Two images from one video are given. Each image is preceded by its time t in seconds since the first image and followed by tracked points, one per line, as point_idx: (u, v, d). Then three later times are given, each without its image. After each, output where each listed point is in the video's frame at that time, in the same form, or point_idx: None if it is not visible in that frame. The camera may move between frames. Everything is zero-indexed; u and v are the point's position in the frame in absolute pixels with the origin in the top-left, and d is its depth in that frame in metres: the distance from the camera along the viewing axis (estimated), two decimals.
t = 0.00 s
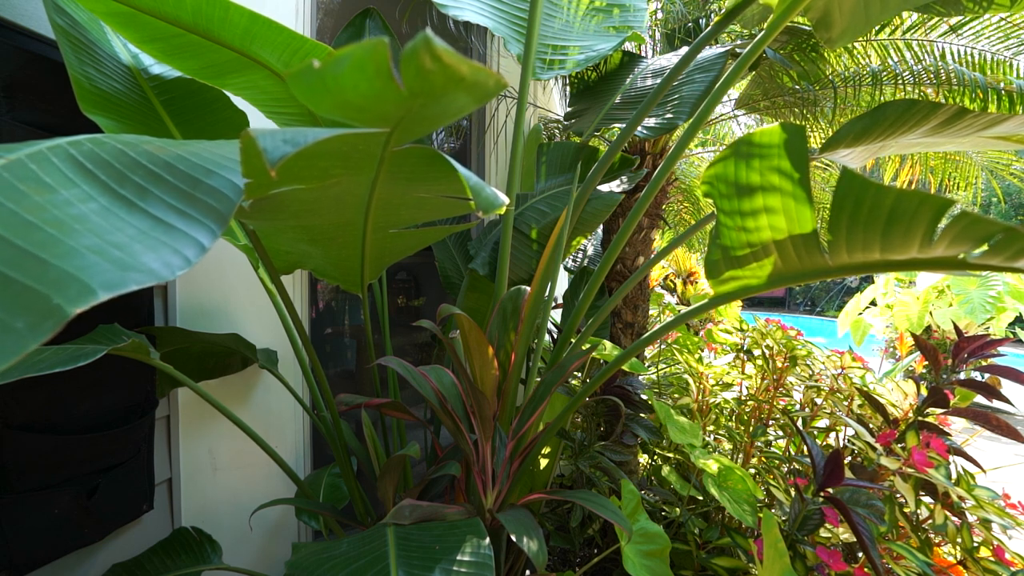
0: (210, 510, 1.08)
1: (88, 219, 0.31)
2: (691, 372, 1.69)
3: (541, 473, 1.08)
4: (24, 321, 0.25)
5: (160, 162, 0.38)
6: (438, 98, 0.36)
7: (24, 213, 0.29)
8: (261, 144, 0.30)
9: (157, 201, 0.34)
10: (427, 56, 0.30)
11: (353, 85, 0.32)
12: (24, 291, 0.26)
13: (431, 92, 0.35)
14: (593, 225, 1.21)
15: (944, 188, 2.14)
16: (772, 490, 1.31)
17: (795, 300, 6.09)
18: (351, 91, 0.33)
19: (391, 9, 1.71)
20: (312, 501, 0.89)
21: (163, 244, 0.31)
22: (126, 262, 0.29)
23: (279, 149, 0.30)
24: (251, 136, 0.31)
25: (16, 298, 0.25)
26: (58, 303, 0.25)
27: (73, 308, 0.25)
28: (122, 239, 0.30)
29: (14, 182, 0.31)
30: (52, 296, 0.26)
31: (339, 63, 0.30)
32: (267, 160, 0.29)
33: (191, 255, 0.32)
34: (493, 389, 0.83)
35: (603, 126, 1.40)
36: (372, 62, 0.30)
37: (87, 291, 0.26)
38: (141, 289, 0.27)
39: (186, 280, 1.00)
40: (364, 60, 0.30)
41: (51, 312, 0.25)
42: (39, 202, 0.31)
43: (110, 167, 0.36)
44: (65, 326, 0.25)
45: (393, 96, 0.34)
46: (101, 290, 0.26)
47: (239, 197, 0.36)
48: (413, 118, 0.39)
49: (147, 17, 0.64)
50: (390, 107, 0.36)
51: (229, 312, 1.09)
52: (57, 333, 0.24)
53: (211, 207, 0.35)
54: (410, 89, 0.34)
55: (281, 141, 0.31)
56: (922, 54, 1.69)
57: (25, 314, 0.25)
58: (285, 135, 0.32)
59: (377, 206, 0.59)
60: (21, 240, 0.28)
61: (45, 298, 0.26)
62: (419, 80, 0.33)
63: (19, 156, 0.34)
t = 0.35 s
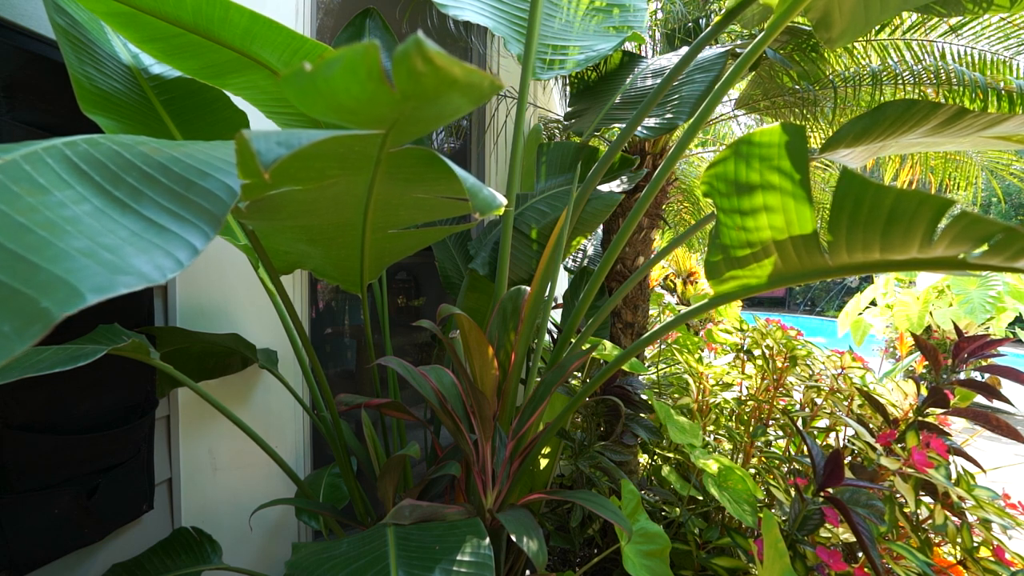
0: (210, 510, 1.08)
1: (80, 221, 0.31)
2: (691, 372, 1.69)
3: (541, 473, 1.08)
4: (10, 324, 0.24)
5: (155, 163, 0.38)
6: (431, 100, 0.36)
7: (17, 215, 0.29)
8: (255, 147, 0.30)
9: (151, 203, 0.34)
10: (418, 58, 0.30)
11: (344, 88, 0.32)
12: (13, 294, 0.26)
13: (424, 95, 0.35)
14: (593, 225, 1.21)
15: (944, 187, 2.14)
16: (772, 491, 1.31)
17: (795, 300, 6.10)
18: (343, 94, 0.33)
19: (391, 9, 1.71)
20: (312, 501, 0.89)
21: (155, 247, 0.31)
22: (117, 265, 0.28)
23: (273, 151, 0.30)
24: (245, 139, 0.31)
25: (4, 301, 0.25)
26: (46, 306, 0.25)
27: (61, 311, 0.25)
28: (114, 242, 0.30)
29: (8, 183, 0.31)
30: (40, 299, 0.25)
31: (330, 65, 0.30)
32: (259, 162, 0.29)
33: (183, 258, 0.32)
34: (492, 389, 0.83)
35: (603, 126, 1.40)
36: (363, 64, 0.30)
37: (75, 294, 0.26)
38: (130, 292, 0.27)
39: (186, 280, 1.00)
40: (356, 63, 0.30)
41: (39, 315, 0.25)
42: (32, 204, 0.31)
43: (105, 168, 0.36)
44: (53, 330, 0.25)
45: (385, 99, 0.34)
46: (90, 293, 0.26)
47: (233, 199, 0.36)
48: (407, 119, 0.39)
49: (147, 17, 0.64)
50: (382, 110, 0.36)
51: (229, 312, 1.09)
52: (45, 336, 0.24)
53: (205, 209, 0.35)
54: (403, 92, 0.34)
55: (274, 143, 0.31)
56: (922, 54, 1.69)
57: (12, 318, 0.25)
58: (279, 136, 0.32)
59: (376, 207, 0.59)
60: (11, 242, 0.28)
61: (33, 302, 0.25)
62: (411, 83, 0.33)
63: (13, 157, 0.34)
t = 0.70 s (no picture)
0: (210, 510, 1.08)
1: (84, 219, 0.31)
2: (691, 372, 1.69)
3: (541, 473, 1.08)
4: (17, 322, 0.24)
5: (158, 163, 0.38)
6: (434, 100, 0.36)
7: (21, 213, 0.29)
8: (258, 148, 0.30)
9: (155, 202, 0.34)
10: (422, 59, 0.30)
11: (348, 89, 0.32)
12: (18, 292, 0.25)
13: (427, 95, 0.35)
14: (593, 225, 1.21)
15: (944, 187, 2.13)
16: (772, 490, 1.31)
17: (795, 300, 6.10)
18: (347, 95, 0.33)
19: (391, 9, 1.71)
20: (312, 501, 0.89)
21: (160, 245, 0.31)
22: (123, 263, 0.28)
23: (276, 152, 0.30)
24: (249, 140, 0.31)
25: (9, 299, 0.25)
26: (53, 304, 0.25)
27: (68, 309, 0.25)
28: (119, 240, 0.30)
29: (11, 182, 0.31)
30: (46, 297, 0.25)
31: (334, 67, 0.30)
32: (263, 163, 0.29)
33: (188, 257, 0.32)
34: (493, 389, 0.83)
35: (603, 126, 1.40)
36: (367, 65, 0.30)
37: (82, 292, 0.26)
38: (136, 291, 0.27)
39: (186, 280, 1.00)
40: (360, 64, 0.30)
41: (46, 313, 0.25)
42: (36, 202, 0.31)
43: (108, 168, 0.36)
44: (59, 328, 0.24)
45: (389, 100, 0.34)
46: (97, 291, 0.26)
47: (237, 199, 0.36)
48: (410, 120, 0.39)
49: (147, 17, 0.64)
50: (386, 111, 0.36)
51: (229, 312, 1.09)
52: (52, 333, 0.24)
53: (209, 208, 0.35)
54: (406, 92, 0.34)
55: (277, 145, 0.31)
56: (922, 54, 1.69)
57: (20, 315, 0.24)
58: (282, 138, 0.32)
59: (376, 207, 0.59)
60: (15, 240, 0.28)
61: (40, 299, 0.25)
62: (414, 83, 0.33)
63: (16, 156, 0.34)
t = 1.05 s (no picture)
0: (210, 510, 1.08)
1: (92, 218, 0.31)
2: (691, 372, 1.69)
3: (541, 473, 1.08)
4: (31, 320, 0.24)
5: (163, 161, 0.38)
6: (440, 100, 0.36)
7: (29, 212, 0.29)
8: (265, 149, 0.30)
9: (162, 200, 0.34)
10: (431, 60, 0.30)
11: (355, 90, 0.32)
12: (30, 290, 0.25)
13: (434, 95, 0.35)
14: (593, 225, 1.21)
15: (944, 187, 2.13)
16: (772, 490, 1.31)
17: (795, 300, 6.10)
18: (354, 96, 0.33)
19: (391, 9, 1.71)
20: (312, 501, 0.89)
21: (168, 243, 0.31)
22: (132, 261, 0.28)
23: (283, 153, 0.30)
24: (255, 140, 0.31)
25: (21, 297, 0.25)
26: (65, 301, 0.25)
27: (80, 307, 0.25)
28: (127, 238, 0.30)
29: (18, 181, 0.31)
30: (58, 294, 0.25)
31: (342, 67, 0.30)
32: (271, 164, 0.29)
33: (196, 254, 0.32)
34: (493, 389, 0.83)
35: (604, 126, 1.40)
36: (375, 65, 0.30)
37: (94, 290, 0.26)
38: (147, 288, 0.27)
39: (186, 280, 1.00)
40: (369, 64, 0.30)
41: (58, 310, 0.25)
42: (44, 201, 0.31)
43: (113, 167, 0.36)
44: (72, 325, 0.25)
45: (396, 100, 0.34)
46: (108, 288, 0.26)
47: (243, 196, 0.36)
48: (415, 120, 0.39)
49: (148, 17, 0.64)
50: (392, 111, 0.36)
51: (228, 313, 1.09)
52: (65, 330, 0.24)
53: (215, 206, 0.35)
54: (413, 92, 0.34)
55: (284, 145, 0.31)
56: (922, 54, 1.69)
57: (31, 314, 0.25)
58: (288, 138, 0.32)
59: (378, 207, 0.59)
60: (25, 239, 0.28)
61: (51, 297, 0.25)
62: (422, 84, 0.33)
63: (22, 156, 0.34)
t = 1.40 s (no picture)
0: (210, 510, 1.08)
1: (89, 218, 0.31)
2: (692, 372, 1.69)
3: (541, 473, 1.08)
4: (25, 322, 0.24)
5: (161, 162, 0.38)
6: (438, 100, 0.36)
7: (26, 213, 0.29)
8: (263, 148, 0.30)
9: (159, 201, 0.34)
10: (428, 59, 0.30)
11: (353, 90, 0.32)
12: (25, 292, 0.25)
13: (431, 95, 0.35)
14: (593, 225, 1.21)
15: (944, 187, 2.13)
16: (773, 491, 1.31)
17: (795, 300, 6.10)
18: (351, 96, 0.33)
19: (391, 9, 1.71)
20: (312, 501, 0.89)
21: (164, 244, 0.31)
22: (128, 262, 0.28)
23: (280, 153, 0.30)
24: (253, 140, 0.31)
25: (17, 299, 0.25)
26: (59, 303, 0.25)
27: (75, 308, 0.25)
28: (124, 239, 0.30)
29: (15, 182, 0.31)
30: (53, 296, 0.25)
31: (339, 67, 0.30)
32: (268, 163, 0.29)
33: (192, 255, 0.32)
34: (493, 389, 0.83)
35: (604, 126, 1.40)
36: (373, 65, 0.30)
37: (89, 291, 0.26)
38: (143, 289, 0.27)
39: (186, 280, 1.00)
40: (366, 64, 0.30)
41: (53, 312, 0.25)
42: (40, 202, 0.31)
43: (111, 167, 0.36)
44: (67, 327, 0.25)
45: (394, 100, 0.35)
46: (103, 290, 0.26)
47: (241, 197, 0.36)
48: (413, 120, 0.39)
49: (149, 17, 0.64)
50: (390, 111, 0.36)
51: (228, 312, 1.09)
52: (60, 332, 0.24)
53: (213, 207, 0.35)
54: (411, 92, 0.34)
55: (281, 145, 0.31)
56: (922, 54, 1.69)
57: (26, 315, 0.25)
58: (286, 138, 0.32)
59: (377, 207, 0.59)
60: (21, 240, 0.28)
61: (46, 299, 0.25)
62: (420, 84, 0.33)
63: (19, 156, 0.34)
